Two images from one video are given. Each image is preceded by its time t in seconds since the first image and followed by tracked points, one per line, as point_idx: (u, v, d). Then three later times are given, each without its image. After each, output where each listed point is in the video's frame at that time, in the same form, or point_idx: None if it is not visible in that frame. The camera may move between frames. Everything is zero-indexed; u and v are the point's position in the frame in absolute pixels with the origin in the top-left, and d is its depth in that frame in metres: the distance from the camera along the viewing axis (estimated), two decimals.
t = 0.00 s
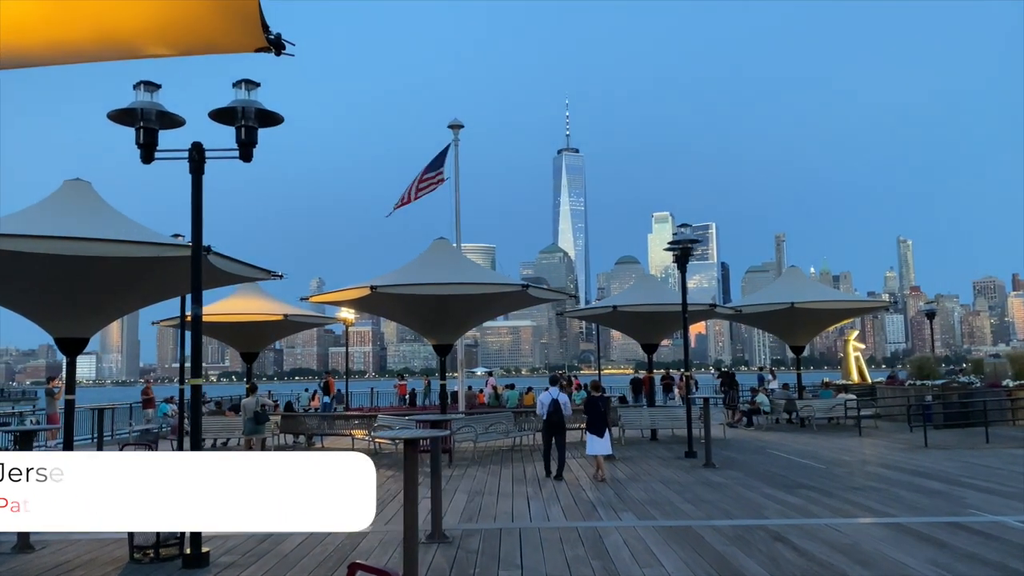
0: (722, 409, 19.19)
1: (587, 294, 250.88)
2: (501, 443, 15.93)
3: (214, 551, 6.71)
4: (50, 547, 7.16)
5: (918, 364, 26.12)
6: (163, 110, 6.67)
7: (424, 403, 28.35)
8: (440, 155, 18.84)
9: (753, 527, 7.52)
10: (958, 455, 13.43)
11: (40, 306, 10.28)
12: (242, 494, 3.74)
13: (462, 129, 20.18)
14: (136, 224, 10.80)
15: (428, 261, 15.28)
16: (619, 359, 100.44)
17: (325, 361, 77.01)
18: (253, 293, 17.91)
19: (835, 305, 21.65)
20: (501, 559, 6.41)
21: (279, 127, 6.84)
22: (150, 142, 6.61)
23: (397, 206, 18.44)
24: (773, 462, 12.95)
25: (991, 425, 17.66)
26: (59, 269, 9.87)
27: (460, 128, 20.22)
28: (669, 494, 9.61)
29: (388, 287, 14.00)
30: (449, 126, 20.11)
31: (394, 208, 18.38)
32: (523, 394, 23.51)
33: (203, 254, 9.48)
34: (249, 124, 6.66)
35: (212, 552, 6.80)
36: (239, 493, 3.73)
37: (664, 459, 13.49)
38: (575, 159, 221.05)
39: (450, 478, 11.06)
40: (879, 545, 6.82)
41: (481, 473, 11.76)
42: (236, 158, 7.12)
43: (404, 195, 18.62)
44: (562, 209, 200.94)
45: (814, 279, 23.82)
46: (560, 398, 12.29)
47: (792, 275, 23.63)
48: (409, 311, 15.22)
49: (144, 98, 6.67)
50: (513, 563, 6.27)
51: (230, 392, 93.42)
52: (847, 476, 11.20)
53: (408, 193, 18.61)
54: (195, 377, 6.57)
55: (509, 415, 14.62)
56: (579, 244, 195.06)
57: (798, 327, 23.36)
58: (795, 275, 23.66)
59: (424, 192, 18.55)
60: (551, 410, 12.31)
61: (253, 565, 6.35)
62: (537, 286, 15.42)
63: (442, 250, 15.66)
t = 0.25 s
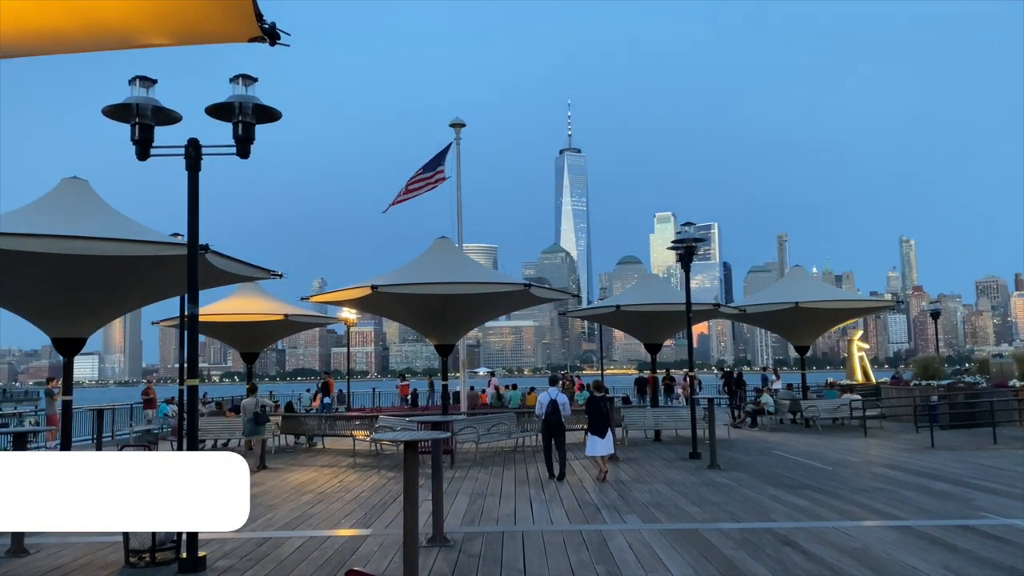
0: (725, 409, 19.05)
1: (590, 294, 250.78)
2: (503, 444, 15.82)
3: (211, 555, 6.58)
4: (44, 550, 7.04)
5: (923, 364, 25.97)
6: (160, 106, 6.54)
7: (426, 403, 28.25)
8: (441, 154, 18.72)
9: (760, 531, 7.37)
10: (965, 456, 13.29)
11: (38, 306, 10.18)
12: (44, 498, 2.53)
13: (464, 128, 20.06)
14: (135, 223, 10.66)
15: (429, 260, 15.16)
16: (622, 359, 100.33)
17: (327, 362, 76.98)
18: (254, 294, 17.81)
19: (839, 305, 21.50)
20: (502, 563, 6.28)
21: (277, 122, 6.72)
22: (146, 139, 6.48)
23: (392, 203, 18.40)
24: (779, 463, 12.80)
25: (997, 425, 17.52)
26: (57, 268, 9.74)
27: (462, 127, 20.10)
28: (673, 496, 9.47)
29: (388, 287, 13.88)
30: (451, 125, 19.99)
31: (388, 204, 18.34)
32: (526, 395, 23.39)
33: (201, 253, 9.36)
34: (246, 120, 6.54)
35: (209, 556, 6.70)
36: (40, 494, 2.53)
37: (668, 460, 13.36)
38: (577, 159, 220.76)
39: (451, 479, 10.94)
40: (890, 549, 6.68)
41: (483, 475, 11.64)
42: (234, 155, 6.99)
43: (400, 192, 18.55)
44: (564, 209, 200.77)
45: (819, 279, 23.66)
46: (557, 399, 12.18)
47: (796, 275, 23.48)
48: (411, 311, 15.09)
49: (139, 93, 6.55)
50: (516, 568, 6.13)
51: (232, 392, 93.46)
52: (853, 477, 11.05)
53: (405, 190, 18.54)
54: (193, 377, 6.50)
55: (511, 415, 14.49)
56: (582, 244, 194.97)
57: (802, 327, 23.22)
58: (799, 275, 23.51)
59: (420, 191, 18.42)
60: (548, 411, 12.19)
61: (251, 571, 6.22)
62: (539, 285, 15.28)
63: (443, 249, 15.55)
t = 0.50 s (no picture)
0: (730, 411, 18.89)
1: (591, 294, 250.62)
2: (505, 445, 15.68)
3: (208, 561, 6.45)
4: (37, 555, 6.93)
5: (928, 364, 25.79)
6: (155, 102, 6.43)
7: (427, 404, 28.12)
8: (442, 152, 18.58)
9: (766, 534, 7.24)
10: (972, 458, 13.13)
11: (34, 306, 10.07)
12: None
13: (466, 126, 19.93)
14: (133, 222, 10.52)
15: (430, 260, 15.03)
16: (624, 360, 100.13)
17: (330, 362, 76.88)
18: (254, 293, 17.67)
19: (844, 305, 21.33)
20: (504, 568, 6.15)
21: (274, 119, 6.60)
22: (141, 135, 6.36)
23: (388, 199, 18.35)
24: (784, 464, 12.65)
25: (1004, 426, 17.35)
26: (51, 268, 9.61)
27: (463, 126, 19.99)
28: (677, 499, 9.33)
29: (388, 287, 13.76)
30: (452, 124, 19.86)
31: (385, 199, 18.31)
32: (528, 395, 23.25)
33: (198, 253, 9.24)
34: (243, 116, 6.41)
35: (206, 562, 6.58)
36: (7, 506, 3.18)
37: (672, 461, 13.20)
38: (579, 159, 220.79)
39: (452, 481, 10.80)
40: (900, 553, 6.54)
41: (485, 477, 11.50)
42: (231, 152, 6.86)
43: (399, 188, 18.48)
44: (566, 209, 200.59)
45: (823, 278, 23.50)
46: (557, 399, 12.02)
47: (801, 275, 23.32)
48: (412, 311, 14.96)
49: (133, 89, 6.43)
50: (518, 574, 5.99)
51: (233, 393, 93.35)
52: (860, 479, 10.90)
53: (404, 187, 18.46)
54: (188, 378, 6.38)
55: (514, 416, 14.36)
56: (583, 244, 194.96)
57: (806, 327, 23.05)
58: (803, 274, 23.35)
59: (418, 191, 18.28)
60: (549, 411, 12.07)
61: None
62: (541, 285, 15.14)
63: (444, 249, 15.41)
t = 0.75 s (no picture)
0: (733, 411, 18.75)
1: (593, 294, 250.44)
2: (506, 446, 15.55)
3: (202, 565, 6.32)
4: (29, 558, 6.81)
5: (932, 364, 25.63)
6: (148, 97, 6.31)
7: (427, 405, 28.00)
8: (443, 149, 18.51)
9: (771, 537, 7.11)
10: (978, 459, 12.98)
11: (30, 304, 9.97)
12: None
13: (467, 125, 19.81)
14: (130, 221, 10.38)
15: (431, 259, 14.91)
16: (626, 360, 99.94)
17: (331, 362, 76.79)
18: (254, 293, 17.53)
19: (848, 305, 21.17)
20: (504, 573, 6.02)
21: (269, 115, 6.49)
22: (134, 131, 6.24)
23: (387, 192, 18.36)
24: (788, 466, 12.50)
25: (1010, 427, 17.19)
26: (46, 266, 9.50)
27: (463, 125, 19.87)
28: (680, 501, 9.20)
29: (388, 287, 13.64)
30: (453, 122, 19.73)
31: (385, 192, 18.34)
32: (529, 396, 23.11)
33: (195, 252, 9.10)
34: (237, 111, 6.29)
35: (200, 566, 6.45)
36: None
37: (674, 462, 13.07)
38: (580, 160, 220.66)
39: (452, 483, 10.67)
40: (909, 557, 6.39)
41: (485, 478, 11.37)
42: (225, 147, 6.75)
43: (399, 182, 18.42)
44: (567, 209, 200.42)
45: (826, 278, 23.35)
46: (559, 399, 11.97)
47: (804, 274, 23.18)
48: (412, 310, 14.83)
49: (126, 84, 6.31)
50: None
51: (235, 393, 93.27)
52: (866, 481, 10.75)
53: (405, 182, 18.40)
54: (182, 379, 6.19)
55: (515, 416, 14.23)
56: (585, 244, 194.84)
57: (809, 327, 22.90)
58: (806, 273, 23.21)
59: (417, 189, 18.18)
60: (551, 411, 11.95)
61: None
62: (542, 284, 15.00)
63: (445, 248, 15.29)
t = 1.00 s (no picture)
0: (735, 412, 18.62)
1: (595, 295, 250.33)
2: (506, 447, 15.43)
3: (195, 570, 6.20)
4: (20, 562, 6.70)
5: (935, 364, 25.48)
6: (140, 93, 6.20)
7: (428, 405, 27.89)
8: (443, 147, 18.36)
9: (775, 541, 6.98)
10: (983, 460, 12.83)
11: (25, 306, 9.88)
12: None
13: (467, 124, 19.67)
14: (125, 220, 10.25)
15: (430, 258, 14.79)
16: (627, 360, 99.79)
17: (333, 363, 76.74)
18: (252, 293, 17.39)
19: (851, 304, 21.03)
20: None
21: (263, 110, 6.39)
22: (125, 127, 6.14)
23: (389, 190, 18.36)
24: (791, 467, 12.37)
25: (1015, 427, 17.05)
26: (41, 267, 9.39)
27: (463, 124, 19.76)
28: (682, 503, 9.07)
29: (387, 286, 13.52)
30: (453, 121, 19.61)
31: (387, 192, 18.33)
32: (530, 397, 22.99)
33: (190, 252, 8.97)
34: (230, 107, 6.17)
35: (193, 570, 6.34)
36: None
37: (676, 463, 12.94)
38: (582, 160, 220.59)
39: (451, 485, 10.55)
40: (915, 560, 6.27)
41: (485, 479, 11.26)
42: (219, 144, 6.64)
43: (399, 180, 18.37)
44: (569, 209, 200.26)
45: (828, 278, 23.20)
46: (562, 400, 11.88)
47: (806, 274, 23.04)
48: (411, 310, 14.71)
49: (118, 79, 6.19)
50: None
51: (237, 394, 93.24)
52: (870, 483, 10.61)
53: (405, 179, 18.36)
54: (174, 380, 6.06)
55: (515, 417, 14.11)
56: (587, 245, 194.76)
57: (811, 327, 22.76)
58: (808, 273, 23.08)
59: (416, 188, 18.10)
60: (552, 411, 11.82)
61: None
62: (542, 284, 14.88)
63: (445, 247, 15.16)
